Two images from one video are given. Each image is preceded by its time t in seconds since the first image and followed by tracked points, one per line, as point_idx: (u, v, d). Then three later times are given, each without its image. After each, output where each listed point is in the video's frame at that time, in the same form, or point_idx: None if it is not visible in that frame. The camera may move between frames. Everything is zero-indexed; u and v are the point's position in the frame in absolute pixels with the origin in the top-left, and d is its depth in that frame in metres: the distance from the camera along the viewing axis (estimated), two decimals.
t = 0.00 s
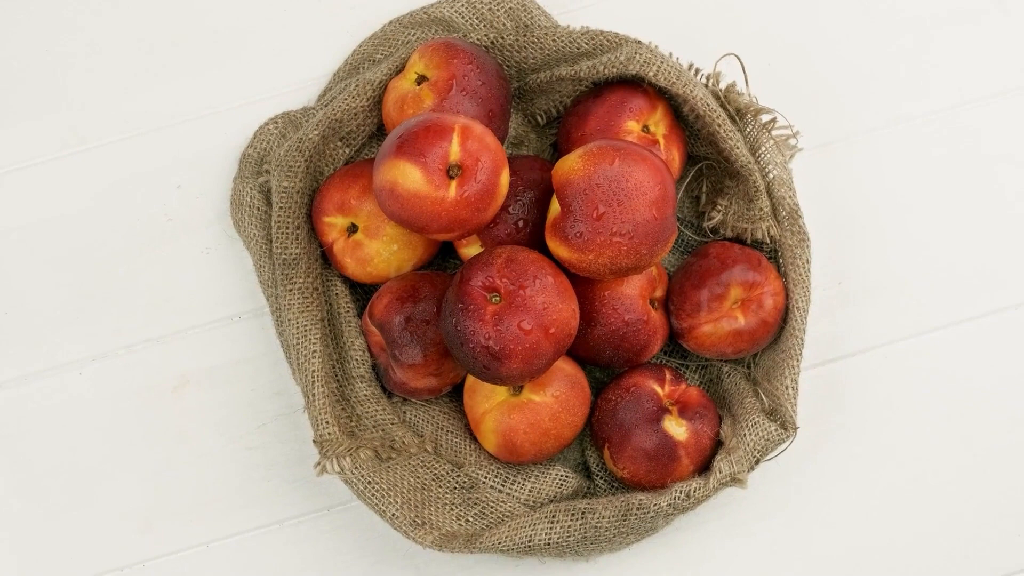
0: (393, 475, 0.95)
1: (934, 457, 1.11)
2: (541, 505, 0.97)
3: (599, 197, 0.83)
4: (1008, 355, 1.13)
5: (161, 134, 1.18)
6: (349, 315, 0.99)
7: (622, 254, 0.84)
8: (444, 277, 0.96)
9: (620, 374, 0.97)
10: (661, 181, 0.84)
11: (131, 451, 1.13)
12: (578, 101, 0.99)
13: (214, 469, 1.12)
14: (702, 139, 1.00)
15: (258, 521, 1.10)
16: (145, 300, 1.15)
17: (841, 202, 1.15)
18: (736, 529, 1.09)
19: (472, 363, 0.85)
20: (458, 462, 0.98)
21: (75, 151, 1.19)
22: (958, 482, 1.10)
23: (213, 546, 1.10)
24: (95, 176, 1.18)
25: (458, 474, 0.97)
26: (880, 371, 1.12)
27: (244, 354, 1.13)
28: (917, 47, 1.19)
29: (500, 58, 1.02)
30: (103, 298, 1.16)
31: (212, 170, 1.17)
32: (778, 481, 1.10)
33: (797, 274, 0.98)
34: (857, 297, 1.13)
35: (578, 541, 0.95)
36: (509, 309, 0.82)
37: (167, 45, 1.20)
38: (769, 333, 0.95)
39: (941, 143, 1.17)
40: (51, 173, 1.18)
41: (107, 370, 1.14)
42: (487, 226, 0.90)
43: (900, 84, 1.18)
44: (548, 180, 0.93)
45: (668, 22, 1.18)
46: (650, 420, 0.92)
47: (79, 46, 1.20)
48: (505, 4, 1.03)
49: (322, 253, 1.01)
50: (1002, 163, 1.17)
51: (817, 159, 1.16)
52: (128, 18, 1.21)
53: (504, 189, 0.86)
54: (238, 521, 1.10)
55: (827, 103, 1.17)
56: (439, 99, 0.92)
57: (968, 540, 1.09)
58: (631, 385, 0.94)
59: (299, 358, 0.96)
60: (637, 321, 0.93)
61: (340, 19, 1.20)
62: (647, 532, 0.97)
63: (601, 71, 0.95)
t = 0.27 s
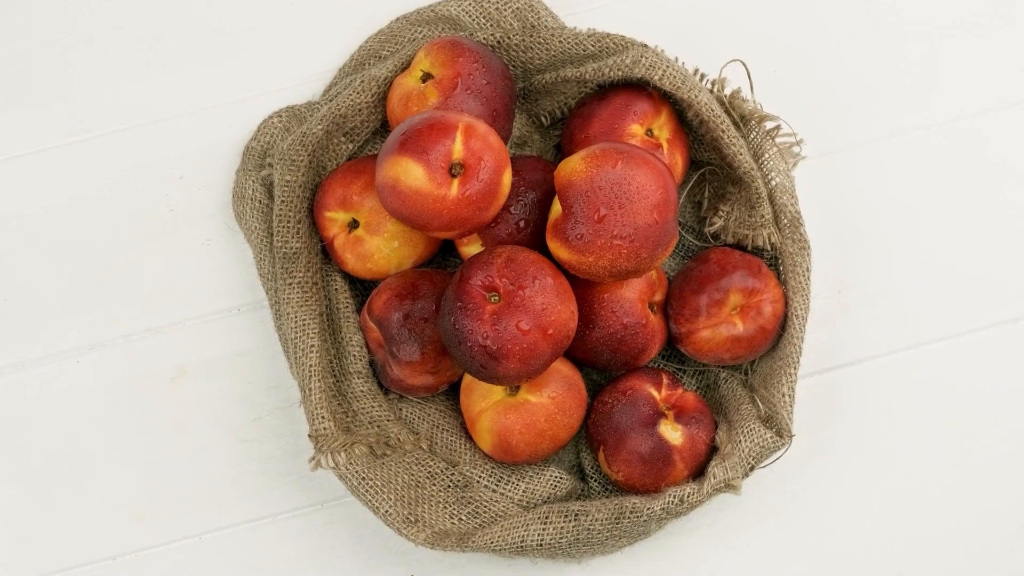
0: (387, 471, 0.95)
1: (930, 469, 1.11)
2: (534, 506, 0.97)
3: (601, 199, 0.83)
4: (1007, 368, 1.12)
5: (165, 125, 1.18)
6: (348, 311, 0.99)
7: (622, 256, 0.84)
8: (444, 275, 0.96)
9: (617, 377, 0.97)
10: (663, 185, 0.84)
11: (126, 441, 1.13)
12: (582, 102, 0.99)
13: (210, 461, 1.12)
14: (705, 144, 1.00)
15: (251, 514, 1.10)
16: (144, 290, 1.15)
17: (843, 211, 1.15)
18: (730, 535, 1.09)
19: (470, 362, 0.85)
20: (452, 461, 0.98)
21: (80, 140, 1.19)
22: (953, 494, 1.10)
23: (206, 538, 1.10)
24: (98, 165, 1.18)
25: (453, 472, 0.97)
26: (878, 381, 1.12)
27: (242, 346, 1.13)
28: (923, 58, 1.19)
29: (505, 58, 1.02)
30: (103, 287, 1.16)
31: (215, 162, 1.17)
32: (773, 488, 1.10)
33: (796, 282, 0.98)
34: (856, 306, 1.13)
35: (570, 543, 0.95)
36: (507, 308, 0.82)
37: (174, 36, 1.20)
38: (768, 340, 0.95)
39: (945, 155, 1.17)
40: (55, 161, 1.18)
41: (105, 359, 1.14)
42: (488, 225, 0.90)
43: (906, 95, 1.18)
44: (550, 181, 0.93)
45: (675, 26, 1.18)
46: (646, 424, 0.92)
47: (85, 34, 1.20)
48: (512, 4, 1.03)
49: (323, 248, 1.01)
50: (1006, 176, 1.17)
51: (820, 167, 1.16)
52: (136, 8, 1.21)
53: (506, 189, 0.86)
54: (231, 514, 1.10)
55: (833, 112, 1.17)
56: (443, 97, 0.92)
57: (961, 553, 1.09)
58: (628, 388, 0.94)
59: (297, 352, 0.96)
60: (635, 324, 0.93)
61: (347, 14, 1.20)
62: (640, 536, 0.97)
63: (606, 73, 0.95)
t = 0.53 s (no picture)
0: (382, 468, 0.95)
1: (925, 480, 1.11)
2: (528, 506, 0.97)
3: (603, 201, 0.83)
4: (1005, 383, 1.12)
5: (170, 115, 1.18)
6: (347, 307, 0.99)
7: (623, 259, 0.84)
8: (443, 273, 0.96)
9: (614, 380, 0.97)
10: (665, 189, 0.84)
11: (122, 430, 1.13)
12: (587, 104, 0.99)
13: (204, 452, 1.12)
14: (708, 149, 1.00)
15: (244, 506, 1.10)
16: (144, 280, 1.15)
17: (845, 220, 1.15)
18: (722, 541, 1.09)
19: (467, 361, 0.85)
20: (447, 459, 0.98)
21: (84, 128, 1.19)
22: (947, 506, 1.10)
23: (199, 529, 1.10)
24: (101, 153, 1.18)
25: (447, 471, 0.97)
26: (875, 392, 1.12)
27: (240, 339, 1.13)
28: (930, 69, 1.19)
29: (511, 58, 1.02)
30: (103, 276, 1.16)
31: (218, 154, 1.17)
32: (767, 495, 1.10)
33: (796, 290, 0.98)
34: (855, 316, 1.13)
35: (563, 544, 0.95)
36: (506, 308, 0.82)
37: (181, 27, 1.20)
38: (766, 347, 0.95)
39: (948, 167, 1.17)
40: (58, 149, 1.18)
41: (103, 348, 1.14)
42: (489, 224, 0.90)
43: (912, 105, 1.18)
44: (552, 182, 0.93)
45: (682, 31, 1.18)
46: (642, 427, 0.92)
47: (92, 23, 1.20)
48: (520, 4, 1.03)
49: (323, 243, 1.01)
50: (1010, 190, 1.16)
51: (823, 176, 1.16)
52: None
53: (508, 189, 0.86)
54: (224, 506, 1.10)
55: (837, 120, 1.17)
56: (448, 95, 0.92)
57: (954, 565, 1.09)
58: (625, 392, 0.94)
59: (295, 346, 0.96)
60: (633, 327, 0.93)
61: (355, 9, 1.20)
62: (632, 539, 0.97)
63: (612, 76, 0.95)
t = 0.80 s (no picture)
0: (376, 464, 0.95)
1: (920, 491, 1.11)
2: (521, 506, 0.97)
3: (604, 204, 0.83)
4: (1002, 396, 1.12)
5: (174, 106, 1.18)
6: (346, 302, 1.00)
7: (623, 262, 0.84)
8: (443, 271, 0.96)
9: (610, 382, 0.97)
10: (667, 193, 0.84)
11: (118, 420, 1.13)
12: (591, 107, 0.99)
13: (200, 444, 1.12)
14: (711, 155, 1.00)
15: (238, 499, 1.10)
16: (144, 270, 1.15)
17: (847, 229, 1.15)
18: (715, 546, 1.09)
19: (464, 360, 0.85)
20: (442, 458, 0.98)
21: (88, 117, 1.19)
22: (941, 517, 1.10)
23: (192, 520, 1.10)
24: (105, 142, 1.18)
25: (442, 469, 0.97)
26: (872, 402, 1.12)
27: (238, 332, 1.13)
28: (935, 81, 1.19)
29: (517, 59, 1.02)
30: (103, 265, 1.16)
31: (222, 147, 1.17)
32: (761, 502, 1.10)
33: (795, 297, 0.98)
34: (854, 325, 1.13)
35: (555, 545, 0.95)
36: (505, 308, 0.82)
37: (187, 18, 1.20)
38: (763, 354, 0.95)
39: (952, 180, 1.17)
40: (62, 137, 1.18)
41: (101, 337, 1.14)
42: (490, 224, 0.90)
43: (917, 116, 1.18)
44: (555, 183, 0.93)
45: (689, 36, 1.18)
46: (637, 431, 0.92)
47: (99, 12, 1.20)
48: (527, 5, 1.03)
49: (324, 238, 1.01)
50: (1012, 204, 1.16)
51: (826, 184, 1.16)
52: None
53: (510, 189, 0.86)
54: (218, 498, 1.10)
55: (842, 129, 1.17)
56: (452, 93, 0.92)
57: None
58: (621, 395, 0.94)
59: (292, 341, 0.96)
60: (631, 331, 0.93)
61: (362, 5, 1.20)
62: (625, 542, 0.97)
63: (617, 79, 0.95)
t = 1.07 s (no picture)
0: (371, 461, 0.95)
1: (914, 503, 1.11)
2: (515, 507, 0.97)
3: (606, 206, 0.83)
4: (999, 411, 1.12)
5: (179, 97, 1.18)
6: (345, 298, 1.00)
7: (622, 266, 0.84)
8: (443, 269, 0.96)
9: (607, 385, 0.97)
10: (668, 198, 0.84)
11: (115, 409, 1.13)
12: (595, 109, 0.99)
13: (195, 436, 1.12)
14: (715, 160, 1.00)
15: (231, 492, 1.10)
16: (144, 260, 1.15)
17: (848, 239, 1.15)
18: (707, 552, 1.09)
19: (461, 359, 0.85)
20: (436, 456, 0.98)
21: (93, 105, 1.19)
22: (935, 529, 1.10)
23: (185, 511, 1.10)
24: (108, 131, 1.18)
25: (436, 467, 0.97)
26: (868, 412, 1.12)
27: (236, 324, 1.13)
28: (941, 93, 1.19)
29: (523, 59, 1.02)
30: (103, 254, 1.16)
31: (225, 139, 1.17)
32: (754, 509, 1.10)
33: (794, 305, 0.98)
34: (853, 335, 1.13)
35: (547, 547, 0.95)
36: (503, 308, 0.82)
37: (195, 9, 1.20)
38: (761, 361, 0.95)
39: (953, 199, 1.17)
40: (66, 125, 1.18)
41: (99, 326, 1.14)
42: (491, 223, 0.90)
43: (922, 127, 1.18)
44: (557, 184, 0.93)
45: (696, 41, 1.18)
46: (633, 434, 0.92)
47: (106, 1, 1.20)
48: (535, 5, 1.03)
49: (325, 233, 1.01)
50: (1014, 219, 1.16)
51: (828, 193, 1.16)
52: None
53: (512, 189, 0.86)
54: (211, 490, 1.10)
55: (846, 138, 1.17)
56: (457, 92, 0.92)
57: None
58: (618, 398, 0.94)
59: (290, 335, 0.96)
60: (629, 334, 0.93)
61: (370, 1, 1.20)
62: (617, 546, 0.97)
63: (622, 82, 0.95)
